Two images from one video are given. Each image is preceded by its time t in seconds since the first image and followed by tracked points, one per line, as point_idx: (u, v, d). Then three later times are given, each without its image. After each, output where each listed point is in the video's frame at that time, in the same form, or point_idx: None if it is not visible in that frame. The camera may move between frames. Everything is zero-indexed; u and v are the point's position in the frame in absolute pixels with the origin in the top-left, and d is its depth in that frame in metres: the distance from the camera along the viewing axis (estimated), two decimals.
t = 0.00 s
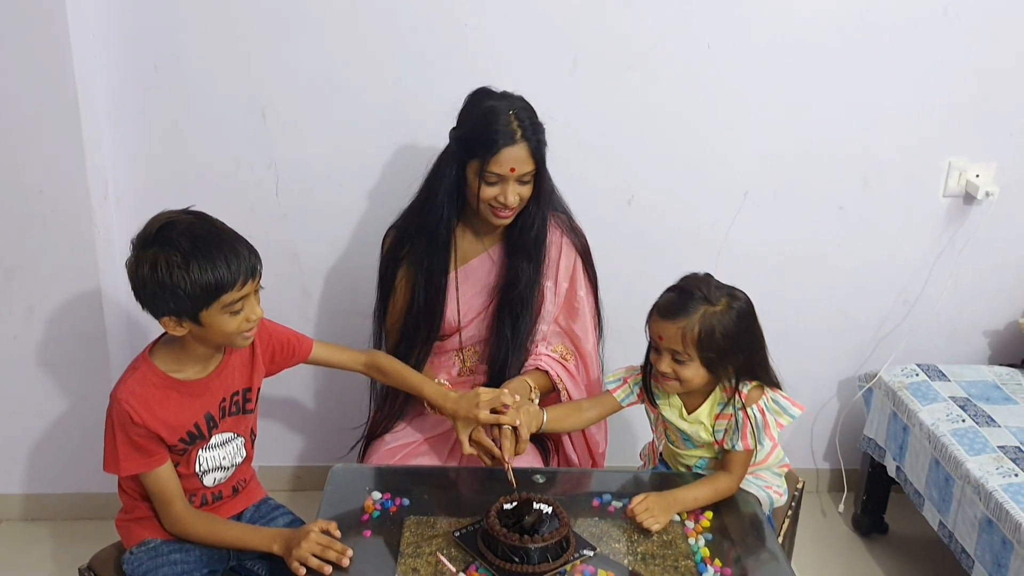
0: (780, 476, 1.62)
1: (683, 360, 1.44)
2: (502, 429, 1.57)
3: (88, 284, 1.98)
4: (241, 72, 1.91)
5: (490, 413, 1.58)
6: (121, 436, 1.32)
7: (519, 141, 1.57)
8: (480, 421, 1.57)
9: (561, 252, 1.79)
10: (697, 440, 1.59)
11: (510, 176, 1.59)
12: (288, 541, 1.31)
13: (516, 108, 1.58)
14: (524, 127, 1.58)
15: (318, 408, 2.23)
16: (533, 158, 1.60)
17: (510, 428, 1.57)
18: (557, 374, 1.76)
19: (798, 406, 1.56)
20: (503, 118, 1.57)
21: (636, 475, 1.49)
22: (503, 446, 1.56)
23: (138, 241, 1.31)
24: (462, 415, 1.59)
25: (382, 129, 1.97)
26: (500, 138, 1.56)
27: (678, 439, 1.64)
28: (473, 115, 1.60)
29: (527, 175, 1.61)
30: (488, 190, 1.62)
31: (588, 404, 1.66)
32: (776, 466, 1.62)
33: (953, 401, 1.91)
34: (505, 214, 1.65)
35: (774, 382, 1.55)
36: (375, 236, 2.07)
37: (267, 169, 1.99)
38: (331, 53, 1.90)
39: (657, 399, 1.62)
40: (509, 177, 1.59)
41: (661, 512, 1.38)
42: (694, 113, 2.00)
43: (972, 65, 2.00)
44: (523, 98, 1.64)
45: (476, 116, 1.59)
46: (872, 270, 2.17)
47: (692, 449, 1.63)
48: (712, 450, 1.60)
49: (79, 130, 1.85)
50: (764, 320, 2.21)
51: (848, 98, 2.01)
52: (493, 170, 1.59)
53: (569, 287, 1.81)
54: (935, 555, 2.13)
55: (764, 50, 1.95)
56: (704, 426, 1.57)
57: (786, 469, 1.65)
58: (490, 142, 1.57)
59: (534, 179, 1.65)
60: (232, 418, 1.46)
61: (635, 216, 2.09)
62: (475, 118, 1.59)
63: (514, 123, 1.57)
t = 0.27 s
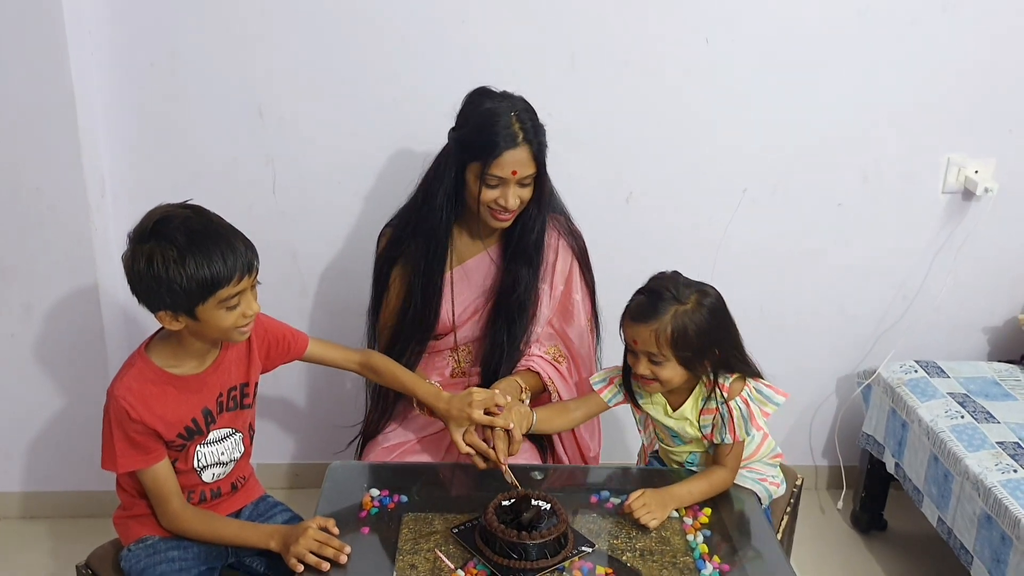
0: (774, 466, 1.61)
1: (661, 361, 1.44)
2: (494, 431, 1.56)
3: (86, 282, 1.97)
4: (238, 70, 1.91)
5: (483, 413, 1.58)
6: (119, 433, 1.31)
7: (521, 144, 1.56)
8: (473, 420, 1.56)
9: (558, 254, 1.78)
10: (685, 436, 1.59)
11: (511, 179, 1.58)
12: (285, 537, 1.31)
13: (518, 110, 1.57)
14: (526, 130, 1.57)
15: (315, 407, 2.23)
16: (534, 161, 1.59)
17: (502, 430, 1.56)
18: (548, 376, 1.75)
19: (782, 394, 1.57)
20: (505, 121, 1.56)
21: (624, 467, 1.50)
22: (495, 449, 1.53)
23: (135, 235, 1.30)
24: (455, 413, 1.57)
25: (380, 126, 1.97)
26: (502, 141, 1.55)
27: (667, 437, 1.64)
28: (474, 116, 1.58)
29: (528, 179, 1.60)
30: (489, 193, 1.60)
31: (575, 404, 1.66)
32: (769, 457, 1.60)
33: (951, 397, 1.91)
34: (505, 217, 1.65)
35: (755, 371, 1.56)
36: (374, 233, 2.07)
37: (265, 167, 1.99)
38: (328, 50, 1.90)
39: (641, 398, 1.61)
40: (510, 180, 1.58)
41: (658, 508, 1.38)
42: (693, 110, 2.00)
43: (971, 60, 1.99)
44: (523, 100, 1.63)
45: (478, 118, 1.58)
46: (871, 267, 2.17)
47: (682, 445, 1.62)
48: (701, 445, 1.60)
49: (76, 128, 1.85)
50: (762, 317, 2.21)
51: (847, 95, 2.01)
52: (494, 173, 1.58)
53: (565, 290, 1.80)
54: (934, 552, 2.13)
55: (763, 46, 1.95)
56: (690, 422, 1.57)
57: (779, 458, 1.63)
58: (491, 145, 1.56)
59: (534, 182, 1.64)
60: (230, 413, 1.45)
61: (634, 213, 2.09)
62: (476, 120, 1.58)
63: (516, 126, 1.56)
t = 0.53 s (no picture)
0: (772, 463, 1.60)
1: (651, 363, 1.43)
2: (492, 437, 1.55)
3: (86, 283, 1.97)
4: (238, 71, 1.91)
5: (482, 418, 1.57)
6: (118, 435, 1.31)
7: (521, 151, 1.55)
8: (470, 425, 1.55)
9: (555, 258, 1.78)
10: (681, 437, 1.59)
11: (511, 185, 1.57)
12: (285, 538, 1.31)
13: (517, 116, 1.57)
14: (525, 136, 1.56)
15: (315, 407, 2.23)
16: (534, 167, 1.59)
17: (501, 436, 1.55)
18: (545, 381, 1.75)
19: (775, 389, 1.56)
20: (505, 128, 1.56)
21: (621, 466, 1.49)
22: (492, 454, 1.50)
23: (134, 235, 1.30)
24: (453, 419, 1.56)
25: (379, 126, 1.97)
26: (502, 147, 1.55)
27: (663, 438, 1.63)
28: (474, 122, 1.58)
29: (527, 185, 1.60)
30: (488, 200, 1.60)
31: (568, 408, 1.66)
32: (767, 454, 1.60)
33: (951, 397, 1.91)
34: (504, 223, 1.64)
35: (748, 369, 1.56)
36: (373, 233, 2.07)
37: (264, 167, 1.99)
38: (328, 50, 1.90)
39: (634, 402, 1.60)
40: (510, 187, 1.58)
41: (658, 508, 1.38)
42: (693, 110, 2.00)
43: (971, 59, 1.99)
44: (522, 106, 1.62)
45: (478, 124, 1.58)
46: (871, 267, 2.17)
47: (678, 445, 1.62)
48: (697, 445, 1.60)
49: (75, 128, 1.85)
50: (762, 317, 2.21)
51: (847, 95, 2.01)
52: (494, 180, 1.57)
53: (562, 294, 1.79)
54: (935, 552, 2.13)
55: (762, 46, 1.95)
56: (685, 423, 1.56)
57: (777, 456, 1.62)
58: (490, 151, 1.55)
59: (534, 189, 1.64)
60: (230, 414, 1.44)
61: (634, 213, 2.08)
62: (476, 126, 1.57)
63: (517, 133, 1.56)
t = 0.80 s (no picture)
0: (774, 468, 1.59)
1: (652, 364, 1.43)
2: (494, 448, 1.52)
3: (84, 283, 1.96)
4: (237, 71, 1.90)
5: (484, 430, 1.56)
6: (116, 438, 1.29)
7: (527, 175, 1.53)
8: (473, 436, 1.53)
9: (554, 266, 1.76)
10: (679, 442, 1.58)
11: (518, 211, 1.54)
12: (284, 541, 1.30)
13: (521, 140, 1.54)
14: (530, 159, 1.54)
15: (314, 409, 2.22)
16: (539, 191, 1.56)
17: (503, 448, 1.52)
18: (545, 388, 1.75)
19: (775, 394, 1.55)
20: (509, 151, 1.53)
21: (619, 469, 1.49)
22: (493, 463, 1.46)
23: (137, 236, 1.28)
24: (456, 429, 1.55)
25: (379, 127, 1.96)
26: (507, 172, 1.52)
27: (663, 443, 1.63)
28: (478, 146, 1.54)
29: (533, 210, 1.57)
30: (494, 226, 1.57)
31: (569, 414, 1.67)
32: (768, 459, 1.59)
33: (953, 399, 1.90)
34: (510, 250, 1.61)
35: (748, 374, 1.55)
36: (373, 234, 2.06)
37: (264, 168, 1.98)
38: (328, 50, 1.89)
39: (634, 406, 1.60)
40: (517, 212, 1.55)
41: (659, 512, 1.37)
42: (693, 111, 1.99)
43: (972, 60, 1.99)
44: (524, 128, 1.59)
45: (482, 147, 1.54)
46: (871, 268, 2.16)
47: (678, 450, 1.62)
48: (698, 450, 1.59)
49: (74, 128, 1.84)
50: (762, 318, 2.20)
51: (847, 95, 2.00)
52: (501, 205, 1.54)
53: (561, 301, 1.78)
54: (936, 554, 2.12)
55: (763, 47, 1.94)
56: (685, 428, 1.56)
57: (778, 460, 1.61)
58: (497, 178, 1.52)
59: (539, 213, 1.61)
60: (230, 418, 1.43)
61: (634, 214, 2.08)
62: (479, 150, 1.54)
63: (521, 157, 1.53)
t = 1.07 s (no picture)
0: (777, 470, 1.58)
1: (660, 366, 1.43)
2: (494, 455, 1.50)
3: (80, 282, 1.95)
4: (234, 69, 1.89)
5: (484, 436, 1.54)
6: (112, 439, 1.27)
7: (539, 211, 1.49)
8: (473, 443, 1.52)
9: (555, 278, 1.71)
10: (684, 444, 1.58)
11: (528, 244, 1.51)
12: (281, 543, 1.28)
13: (531, 171, 1.50)
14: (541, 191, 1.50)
15: (311, 409, 2.21)
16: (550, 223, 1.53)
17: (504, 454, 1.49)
18: (542, 394, 1.73)
19: (782, 398, 1.53)
20: (520, 184, 1.49)
21: (621, 471, 1.47)
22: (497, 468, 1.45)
23: (137, 235, 1.24)
24: (456, 434, 1.54)
25: (377, 125, 1.95)
26: (518, 209, 1.48)
27: (666, 443, 1.62)
28: (488, 177, 1.50)
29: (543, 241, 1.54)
30: (502, 257, 1.53)
31: (572, 414, 1.65)
32: (771, 461, 1.58)
33: (954, 398, 1.89)
34: (515, 278, 1.58)
35: (754, 375, 1.54)
36: (370, 233, 2.05)
37: (261, 167, 1.97)
38: (325, 49, 1.88)
39: (639, 406, 1.60)
40: (526, 246, 1.52)
41: (660, 513, 1.36)
42: (693, 109, 1.98)
43: (973, 57, 1.98)
44: (534, 154, 1.55)
45: (492, 179, 1.50)
46: (872, 267, 2.15)
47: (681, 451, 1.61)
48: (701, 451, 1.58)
49: (69, 126, 1.82)
50: (762, 317, 2.19)
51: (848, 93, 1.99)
52: (510, 240, 1.50)
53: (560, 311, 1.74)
54: (937, 554, 2.11)
55: (762, 45, 1.93)
56: (690, 430, 1.55)
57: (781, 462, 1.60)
58: (507, 212, 1.48)
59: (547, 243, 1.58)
60: (227, 420, 1.40)
61: (634, 213, 2.06)
62: (490, 182, 1.50)
63: (533, 191, 1.49)
